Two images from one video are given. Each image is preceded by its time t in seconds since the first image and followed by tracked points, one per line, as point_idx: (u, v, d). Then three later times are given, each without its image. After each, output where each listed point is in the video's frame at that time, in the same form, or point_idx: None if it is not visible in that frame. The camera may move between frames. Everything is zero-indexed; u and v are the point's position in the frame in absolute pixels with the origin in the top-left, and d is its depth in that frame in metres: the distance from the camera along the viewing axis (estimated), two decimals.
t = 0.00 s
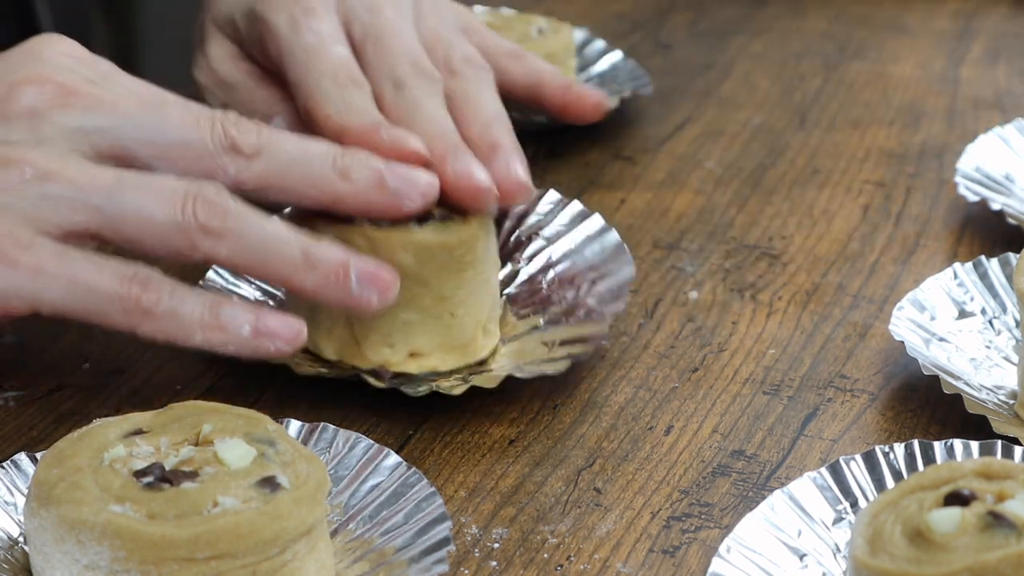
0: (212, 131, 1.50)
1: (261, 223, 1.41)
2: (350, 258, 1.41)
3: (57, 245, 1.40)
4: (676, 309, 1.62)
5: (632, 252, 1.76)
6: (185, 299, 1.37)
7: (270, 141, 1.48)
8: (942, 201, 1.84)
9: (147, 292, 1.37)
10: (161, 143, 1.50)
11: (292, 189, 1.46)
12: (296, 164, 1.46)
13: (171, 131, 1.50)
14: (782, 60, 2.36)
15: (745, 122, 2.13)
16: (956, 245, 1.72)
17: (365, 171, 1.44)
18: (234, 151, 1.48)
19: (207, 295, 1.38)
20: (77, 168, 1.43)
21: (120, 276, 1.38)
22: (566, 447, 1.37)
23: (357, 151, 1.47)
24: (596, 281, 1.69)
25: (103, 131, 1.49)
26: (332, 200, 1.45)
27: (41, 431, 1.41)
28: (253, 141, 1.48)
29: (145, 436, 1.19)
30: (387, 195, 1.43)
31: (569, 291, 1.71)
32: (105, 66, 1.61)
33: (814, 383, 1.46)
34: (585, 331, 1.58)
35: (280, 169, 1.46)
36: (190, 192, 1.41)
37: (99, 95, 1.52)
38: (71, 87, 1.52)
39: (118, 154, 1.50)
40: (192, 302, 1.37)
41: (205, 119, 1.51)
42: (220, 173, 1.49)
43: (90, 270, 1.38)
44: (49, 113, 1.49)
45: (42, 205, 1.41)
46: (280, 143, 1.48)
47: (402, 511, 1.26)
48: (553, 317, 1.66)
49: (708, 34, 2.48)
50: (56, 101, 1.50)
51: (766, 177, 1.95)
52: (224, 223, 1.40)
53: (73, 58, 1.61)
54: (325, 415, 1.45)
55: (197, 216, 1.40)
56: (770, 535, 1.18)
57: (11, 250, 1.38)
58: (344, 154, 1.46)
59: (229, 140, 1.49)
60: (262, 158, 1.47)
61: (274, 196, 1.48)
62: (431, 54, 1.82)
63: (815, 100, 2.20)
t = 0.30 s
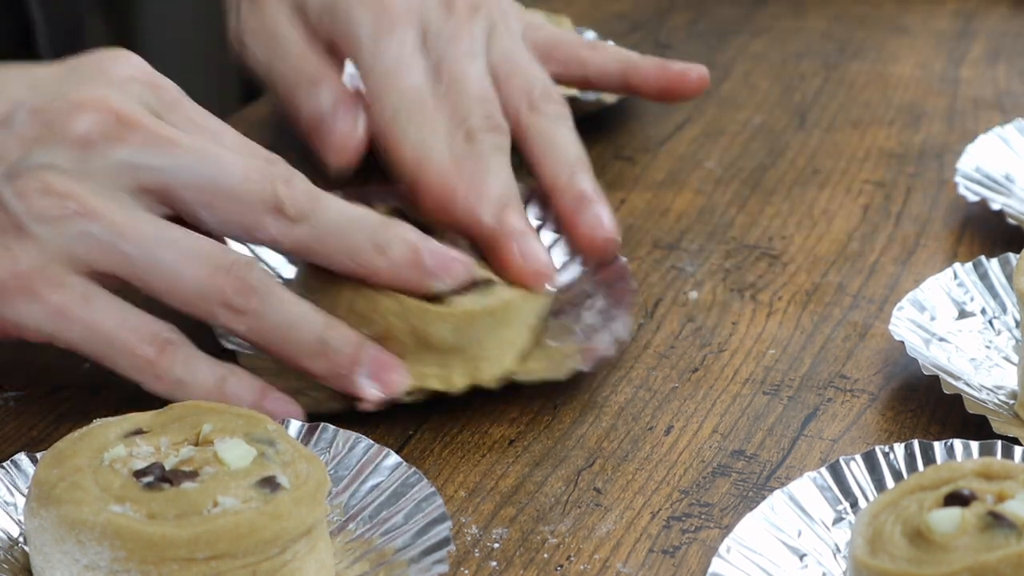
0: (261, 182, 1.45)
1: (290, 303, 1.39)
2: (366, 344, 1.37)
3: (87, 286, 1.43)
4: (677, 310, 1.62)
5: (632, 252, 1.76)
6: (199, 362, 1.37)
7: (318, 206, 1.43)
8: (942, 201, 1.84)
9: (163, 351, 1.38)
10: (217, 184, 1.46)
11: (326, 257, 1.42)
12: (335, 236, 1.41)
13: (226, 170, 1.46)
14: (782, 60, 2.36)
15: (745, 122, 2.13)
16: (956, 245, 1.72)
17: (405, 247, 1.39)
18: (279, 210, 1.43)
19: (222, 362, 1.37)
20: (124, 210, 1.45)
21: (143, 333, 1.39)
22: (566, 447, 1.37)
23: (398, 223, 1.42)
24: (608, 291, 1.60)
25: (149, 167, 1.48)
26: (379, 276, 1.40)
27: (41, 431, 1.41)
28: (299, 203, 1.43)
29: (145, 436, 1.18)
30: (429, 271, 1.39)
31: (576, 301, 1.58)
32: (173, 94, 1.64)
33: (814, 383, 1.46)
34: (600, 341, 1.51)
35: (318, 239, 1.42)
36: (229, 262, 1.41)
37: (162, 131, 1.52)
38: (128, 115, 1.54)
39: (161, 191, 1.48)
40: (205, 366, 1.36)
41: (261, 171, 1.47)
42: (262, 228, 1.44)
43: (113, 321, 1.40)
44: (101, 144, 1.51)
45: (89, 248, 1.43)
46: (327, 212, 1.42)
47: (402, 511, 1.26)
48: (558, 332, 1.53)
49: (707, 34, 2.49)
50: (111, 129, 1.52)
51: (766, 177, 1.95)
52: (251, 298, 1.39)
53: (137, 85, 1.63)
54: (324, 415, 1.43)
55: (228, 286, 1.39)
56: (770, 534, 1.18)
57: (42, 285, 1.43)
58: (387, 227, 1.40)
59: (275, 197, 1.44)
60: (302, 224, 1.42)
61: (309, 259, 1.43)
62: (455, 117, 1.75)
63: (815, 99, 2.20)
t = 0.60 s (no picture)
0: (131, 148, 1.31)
1: (169, 289, 1.34)
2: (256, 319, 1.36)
3: None
4: (677, 310, 1.62)
5: (632, 253, 1.76)
6: (104, 338, 1.32)
7: (195, 164, 1.32)
8: (942, 202, 1.84)
9: (67, 336, 1.32)
10: (83, 162, 1.32)
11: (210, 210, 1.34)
12: (218, 187, 1.32)
13: (88, 145, 1.31)
14: (782, 60, 2.36)
15: (745, 122, 2.13)
16: (956, 245, 1.72)
17: (282, 205, 1.34)
18: (153, 172, 1.32)
19: (129, 337, 1.33)
20: None
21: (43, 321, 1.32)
22: (566, 447, 1.37)
23: (280, 172, 1.36)
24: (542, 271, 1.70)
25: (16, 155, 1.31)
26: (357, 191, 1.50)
27: (41, 432, 1.41)
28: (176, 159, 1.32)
29: (145, 436, 1.18)
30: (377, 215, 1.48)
31: (514, 285, 1.71)
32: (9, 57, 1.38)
33: (814, 383, 1.46)
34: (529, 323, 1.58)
35: (200, 194, 1.32)
36: (101, 255, 1.33)
37: (15, 111, 1.33)
38: None
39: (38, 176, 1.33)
40: (113, 342, 1.32)
41: (128, 137, 1.32)
42: (138, 191, 1.33)
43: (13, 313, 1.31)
44: None
45: None
46: (208, 164, 1.33)
47: (402, 511, 1.26)
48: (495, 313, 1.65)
49: (707, 34, 2.49)
50: None
51: (766, 177, 1.95)
52: (127, 288, 1.33)
53: None
54: (324, 415, 1.45)
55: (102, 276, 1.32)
56: (770, 535, 1.18)
57: None
58: (269, 177, 1.34)
59: (146, 159, 1.31)
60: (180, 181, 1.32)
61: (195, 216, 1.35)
62: (362, 69, 1.73)
63: (814, 99, 2.21)
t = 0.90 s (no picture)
0: (71, 183, 1.32)
1: (120, 318, 1.42)
2: (206, 338, 1.41)
3: None
4: (676, 310, 1.62)
5: (632, 253, 1.76)
6: (59, 367, 1.39)
7: (146, 185, 1.33)
8: (942, 202, 1.84)
9: (24, 369, 1.40)
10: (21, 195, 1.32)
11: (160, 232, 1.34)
12: (169, 211, 1.32)
13: (31, 185, 1.32)
14: (782, 60, 2.36)
15: (745, 122, 2.13)
16: (956, 245, 1.72)
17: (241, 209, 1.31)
18: (97, 206, 1.32)
19: (84, 363, 1.40)
20: None
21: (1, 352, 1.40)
22: (566, 447, 1.37)
23: (238, 183, 1.34)
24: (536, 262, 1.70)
25: None
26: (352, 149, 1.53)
27: (41, 432, 1.41)
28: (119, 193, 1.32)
29: (145, 436, 1.19)
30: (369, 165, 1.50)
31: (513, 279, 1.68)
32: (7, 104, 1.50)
33: (814, 383, 1.46)
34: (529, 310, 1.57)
35: (151, 219, 1.33)
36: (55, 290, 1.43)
37: None
38: None
39: None
40: (67, 370, 1.39)
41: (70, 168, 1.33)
42: (83, 224, 1.34)
43: None
44: None
45: None
46: (159, 184, 1.33)
47: (402, 511, 1.26)
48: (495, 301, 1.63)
49: (707, 34, 2.49)
50: None
51: (766, 177, 1.95)
52: (77, 322, 1.42)
53: None
54: (326, 415, 1.45)
55: (54, 313, 1.42)
56: (770, 534, 1.18)
57: None
58: (223, 188, 1.33)
59: (90, 194, 1.32)
60: (127, 212, 1.33)
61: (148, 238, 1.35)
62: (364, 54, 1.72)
63: (814, 99, 2.21)
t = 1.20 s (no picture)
0: (58, 232, 1.38)
1: (104, 329, 1.43)
2: (194, 348, 1.45)
3: None
4: (676, 310, 1.62)
5: (632, 253, 1.76)
6: (39, 374, 1.39)
7: (122, 255, 1.39)
8: (942, 202, 1.84)
9: (4, 376, 1.39)
10: (10, 234, 1.38)
11: (127, 300, 1.41)
12: (140, 283, 1.40)
13: (18, 229, 1.38)
14: (782, 60, 2.36)
15: (745, 122, 2.13)
16: (956, 245, 1.72)
17: (201, 298, 1.42)
18: (75, 260, 1.38)
19: (65, 371, 1.39)
20: None
21: None
22: (566, 447, 1.37)
23: (200, 270, 1.42)
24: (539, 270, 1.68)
25: None
26: (359, 230, 1.44)
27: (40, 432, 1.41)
28: (100, 253, 1.38)
29: (145, 435, 1.19)
30: (309, 245, 1.45)
31: (513, 280, 1.69)
32: None
33: (814, 383, 1.46)
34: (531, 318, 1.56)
35: (122, 284, 1.40)
36: (39, 302, 1.44)
37: None
38: None
39: None
40: (47, 377, 1.38)
41: (58, 218, 1.38)
42: (57, 273, 1.40)
43: None
44: None
45: None
46: (134, 257, 1.40)
47: (402, 511, 1.25)
48: (494, 305, 1.64)
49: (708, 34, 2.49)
50: None
51: (766, 177, 1.95)
52: (62, 333, 1.43)
53: None
54: (326, 415, 1.45)
55: (39, 323, 1.43)
56: (770, 534, 1.18)
57: None
58: (185, 274, 1.41)
59: (72, 246, 1.38)
60: (101, 273, 1.39)
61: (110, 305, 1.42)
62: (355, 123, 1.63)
63: (814, 99, 2.21)
